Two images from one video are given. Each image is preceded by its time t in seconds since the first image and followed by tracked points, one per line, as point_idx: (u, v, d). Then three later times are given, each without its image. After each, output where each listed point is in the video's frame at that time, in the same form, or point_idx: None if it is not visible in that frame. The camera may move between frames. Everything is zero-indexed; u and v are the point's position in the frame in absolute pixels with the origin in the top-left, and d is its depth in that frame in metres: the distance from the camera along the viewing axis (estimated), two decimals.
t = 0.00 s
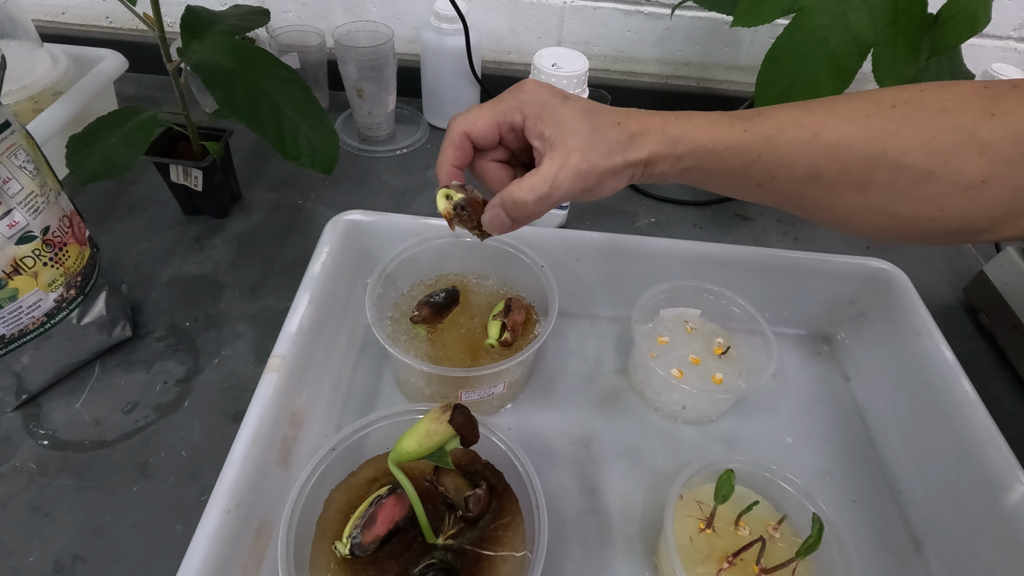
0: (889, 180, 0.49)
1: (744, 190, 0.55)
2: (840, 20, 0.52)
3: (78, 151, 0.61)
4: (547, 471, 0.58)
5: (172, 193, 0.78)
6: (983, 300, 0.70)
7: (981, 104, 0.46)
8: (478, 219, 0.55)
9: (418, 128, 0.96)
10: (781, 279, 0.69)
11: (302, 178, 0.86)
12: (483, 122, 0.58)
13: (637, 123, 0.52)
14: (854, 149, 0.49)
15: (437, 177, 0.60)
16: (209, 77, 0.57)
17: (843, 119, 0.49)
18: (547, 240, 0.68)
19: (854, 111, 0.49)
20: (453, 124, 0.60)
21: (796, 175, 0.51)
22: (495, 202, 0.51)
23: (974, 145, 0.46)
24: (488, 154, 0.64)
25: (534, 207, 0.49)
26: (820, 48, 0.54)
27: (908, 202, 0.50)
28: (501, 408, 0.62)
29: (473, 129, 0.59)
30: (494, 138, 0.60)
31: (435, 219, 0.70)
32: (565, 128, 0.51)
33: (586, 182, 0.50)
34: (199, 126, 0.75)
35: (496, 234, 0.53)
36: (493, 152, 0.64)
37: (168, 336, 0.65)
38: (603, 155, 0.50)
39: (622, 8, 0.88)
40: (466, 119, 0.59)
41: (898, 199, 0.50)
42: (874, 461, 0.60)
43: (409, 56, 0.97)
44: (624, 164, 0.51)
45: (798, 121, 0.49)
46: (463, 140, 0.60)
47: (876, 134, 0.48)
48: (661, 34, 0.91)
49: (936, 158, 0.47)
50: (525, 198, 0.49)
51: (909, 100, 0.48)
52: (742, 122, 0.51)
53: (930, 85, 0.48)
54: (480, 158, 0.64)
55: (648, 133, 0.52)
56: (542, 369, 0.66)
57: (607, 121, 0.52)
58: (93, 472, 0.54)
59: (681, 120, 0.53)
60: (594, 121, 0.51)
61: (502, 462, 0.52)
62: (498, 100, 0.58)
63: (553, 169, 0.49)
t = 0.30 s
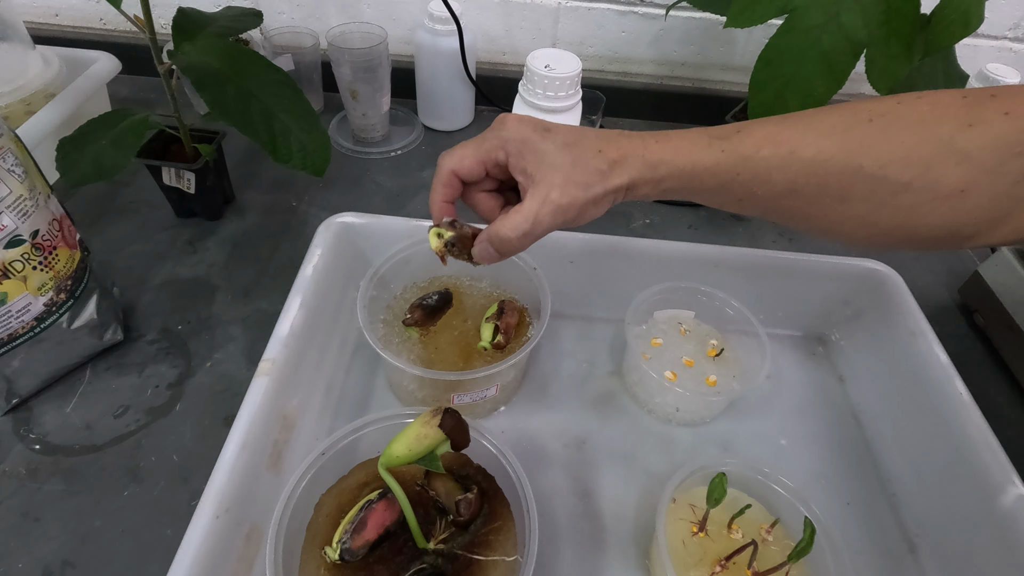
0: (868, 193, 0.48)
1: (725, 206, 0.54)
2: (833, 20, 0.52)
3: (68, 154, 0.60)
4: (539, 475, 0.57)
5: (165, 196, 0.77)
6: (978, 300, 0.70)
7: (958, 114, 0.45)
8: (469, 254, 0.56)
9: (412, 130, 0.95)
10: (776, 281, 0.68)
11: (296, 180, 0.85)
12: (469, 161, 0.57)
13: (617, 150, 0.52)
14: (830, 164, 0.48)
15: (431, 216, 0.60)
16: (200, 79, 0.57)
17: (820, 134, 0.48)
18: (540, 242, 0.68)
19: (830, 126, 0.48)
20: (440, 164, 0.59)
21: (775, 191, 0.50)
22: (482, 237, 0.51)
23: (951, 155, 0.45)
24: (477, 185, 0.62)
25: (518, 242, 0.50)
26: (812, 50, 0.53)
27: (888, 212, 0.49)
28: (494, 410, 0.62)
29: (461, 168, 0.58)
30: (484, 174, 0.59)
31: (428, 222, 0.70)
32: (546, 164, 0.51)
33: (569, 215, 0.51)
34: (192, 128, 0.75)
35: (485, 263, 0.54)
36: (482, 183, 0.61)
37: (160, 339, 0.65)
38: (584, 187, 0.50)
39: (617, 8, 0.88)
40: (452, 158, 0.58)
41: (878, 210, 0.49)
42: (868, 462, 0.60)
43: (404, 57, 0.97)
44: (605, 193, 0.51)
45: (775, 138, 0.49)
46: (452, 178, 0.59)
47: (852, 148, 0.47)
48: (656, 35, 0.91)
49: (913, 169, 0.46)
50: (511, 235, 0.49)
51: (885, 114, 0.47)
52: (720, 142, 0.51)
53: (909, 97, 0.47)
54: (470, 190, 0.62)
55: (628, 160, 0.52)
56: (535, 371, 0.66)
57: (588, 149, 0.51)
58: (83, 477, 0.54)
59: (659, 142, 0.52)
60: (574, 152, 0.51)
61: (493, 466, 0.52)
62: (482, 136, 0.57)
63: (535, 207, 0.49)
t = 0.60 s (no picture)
0: (846, 211, 0.44)
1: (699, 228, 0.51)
2: (831, 18, 0.51)
3: (59, 154, 0.60)
4: (536, 476, 0.57)
5: (159, 196, 0.77)
6: (978, 299, 0.70)
7: (933, 126, 0.41)
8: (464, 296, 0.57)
9: (409, 129, 0.95)
10: (775, 280, 0.68)
11: (292, 180, 0.85)
12: (457, 214, 0.54)
13: (597, 184, 0.48)
14: (807, 185, 0.44)
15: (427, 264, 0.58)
16: (191, 78, 0.56)
17: (794, 154, 0.44)
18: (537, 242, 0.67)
19: (804, 146, 0.44)
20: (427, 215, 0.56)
21: (752, 214, 0.47)
22: (473, 280, 0.53)
23: (927, 169, 0.42)
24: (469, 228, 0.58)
25: (506, 287, 0.51)
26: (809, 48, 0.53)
27: (867, 228, 0.45)
28: (491, 412, 0.61)
29: (448, 220, 0.55)
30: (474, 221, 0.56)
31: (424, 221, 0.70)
32: (526, 211, 0.49)
33: (553, 258, 0.50)
34: (186, 127, 0.75)
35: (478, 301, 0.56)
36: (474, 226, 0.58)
37: (153, 341, 0.64)
38: (565, 231, 0.49)
39: (614, 7, 0.87)
40: (439, 210, 0.55)
41: (857, 227, 0.45)
42: (867, 462, 0.60)
43: (400, 56, 0.96)
44: (587, 232, 0.50)
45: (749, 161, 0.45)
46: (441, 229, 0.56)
47: (828, 168, 0.43)
48: (653, 33, 0.90)
49: (890, 185, 0.43)
50: (498, 282, 0.50)
51: (861, 130, 0.43)
52: (695, 168, 0.47)
53: (884, 110, 0.43)
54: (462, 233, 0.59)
55: (607, 195, 0.48)
56: (532, 372, 0.66)
57: (567, 189, 0.48)
58: (75, 479, 0.53)
59: (630, 170, 0.49)
60: (553, 194, 0.48)
61: (489, 467, 0.51)
62: (465, 184, 0.54)
63: (517, 257, 0.49)
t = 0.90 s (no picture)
0: (835, 224, 0.43)
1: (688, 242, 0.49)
2: (837, 14, 0.51)
3: (61, 152, 0.59)
4: (541, 474, 0.57)
5: (161, 194, 0.76)
6: (982, 297, 0.69)
7: (923, 134, 0.39)
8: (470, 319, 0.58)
9: (411, 127, 0.95)
10: (781, 279, 0.68)
11: (294, 178, 0.85)
12: (456, 250, 0.53)
13: (590, 210, 0.48)
14: (796, 200, 0.42)
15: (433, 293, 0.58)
16: (195, 75, 0.56)
17: (780, 168, 0.42)
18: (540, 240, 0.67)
19: (791, 160, 0.42)
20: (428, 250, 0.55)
21: (743, 229, 0.45)
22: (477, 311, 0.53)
23: (917, 179, 0.39)
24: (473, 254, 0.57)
25: (508, 317, 0.52)
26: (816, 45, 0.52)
27: (857, 240, 0.43)
28: (496, 410, 0.61)
29: (448, 255, 0.54)
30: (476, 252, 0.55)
31: (428, 219, 0.69)
32: (522, 245, 0.49)
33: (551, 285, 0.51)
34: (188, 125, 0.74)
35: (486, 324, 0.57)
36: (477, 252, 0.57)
37: (156, 340, 0.64)
38: (561, 261, 0.49)
39: (617, 5, 0.87)
40: (439, 245, 0.54)
41: (848, 238, 0.43)
42: (872, 460, 0.60)
43: (402, 54, 0.96)
44: (584, 257, 0.50)
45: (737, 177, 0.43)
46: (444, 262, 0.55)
47: (816, 181, 0.41)
48: (656, 31, 0.90)
49: (880, 196, 0.40)
50: (499, 314, 0.51)
51: (849, 141, 0.41)
52: (683, 187, 0.45)
53: (872, 118, 0.41)
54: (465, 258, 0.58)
55: (600, 221, 0.48)
56: (537, 370, 0.65)
57: (561, 220, 0.48)
58: (79, 478, 0.53)
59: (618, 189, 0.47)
60: (547, 227, 0.48)
61: (495, 466, 0.51)
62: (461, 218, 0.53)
63: (515, 290, 0.50)
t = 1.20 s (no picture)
0: (818, 235, 0.42)
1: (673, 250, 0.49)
2: (841, 10, 0.51)
3: (62, 149, 0.59)
4: (543, 472, 0.57)
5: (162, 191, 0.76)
6: (986, 295, 0.69)
7: (907, 141, 0.39)
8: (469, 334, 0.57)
9: (413, 125, 0.94)
10: (784, 277, 0.67)
11: (295, 175, 0.84)
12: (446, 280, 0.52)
13: (574, 231, 0.47)
14: (778, 211, 0.42)
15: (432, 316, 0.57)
16: (196, 72, 0.56)
17: (762, 179, 0.42)
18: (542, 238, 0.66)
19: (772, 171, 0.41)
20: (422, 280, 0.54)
21: (726, 239, 0.45)
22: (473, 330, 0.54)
23: (901, 188, 0.39)
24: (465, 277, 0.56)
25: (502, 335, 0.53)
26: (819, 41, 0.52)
27: (844, 246, 0.43)
28: (497, 408, 0.61)
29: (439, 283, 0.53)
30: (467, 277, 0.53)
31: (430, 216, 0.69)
32: (508, 272, 0.48)
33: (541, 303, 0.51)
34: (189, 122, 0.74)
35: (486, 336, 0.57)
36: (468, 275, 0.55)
37: (157, 337, 0.64)
38: (547, 283, 0.48)
39: (619, 2, 0.87)
40: (430, 275, 0.53)
41: (834, 245, 0.43)
42: (875, 458, 0.60)
43: (403, 51, 0.96)
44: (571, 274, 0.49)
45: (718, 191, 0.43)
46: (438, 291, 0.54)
47: (798, 192, 0.41)
48: (658, 28, 0.89)
49: (865, 205, 0.40)
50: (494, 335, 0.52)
51: (830, 151, 0.40)
52: (665, 202, 0.45)
53: (853, 124, 0.41)
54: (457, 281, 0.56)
55: (584, 240, 0.47)
56: (539, 368, 0.65)
57: (545, 245, 0.47)
58: (80, 476, 0.53)
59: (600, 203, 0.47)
60: (530, 253, 0.47)
61: (498, 463, 0.51)
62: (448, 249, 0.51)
63: (506, 314, 0.50)
